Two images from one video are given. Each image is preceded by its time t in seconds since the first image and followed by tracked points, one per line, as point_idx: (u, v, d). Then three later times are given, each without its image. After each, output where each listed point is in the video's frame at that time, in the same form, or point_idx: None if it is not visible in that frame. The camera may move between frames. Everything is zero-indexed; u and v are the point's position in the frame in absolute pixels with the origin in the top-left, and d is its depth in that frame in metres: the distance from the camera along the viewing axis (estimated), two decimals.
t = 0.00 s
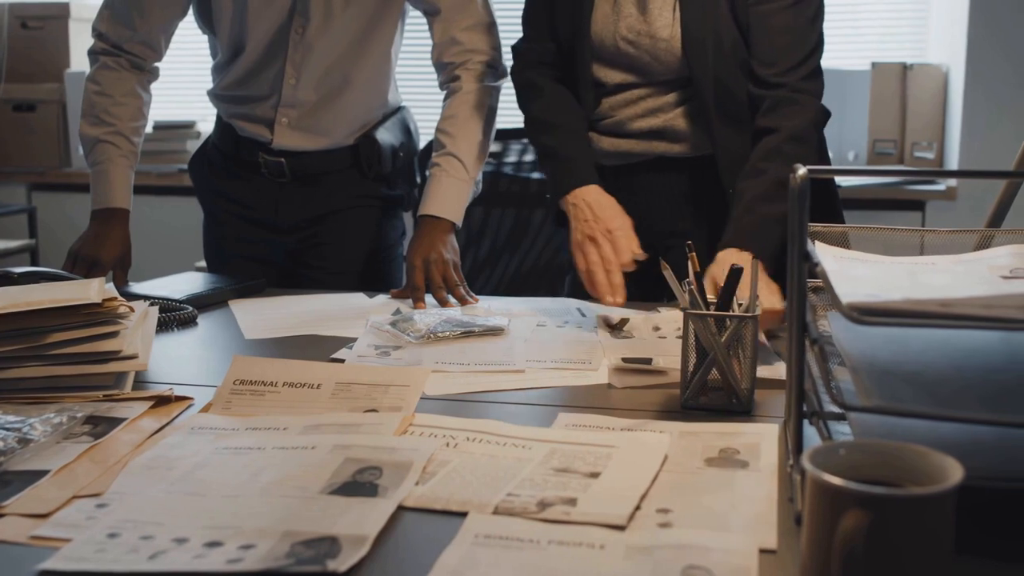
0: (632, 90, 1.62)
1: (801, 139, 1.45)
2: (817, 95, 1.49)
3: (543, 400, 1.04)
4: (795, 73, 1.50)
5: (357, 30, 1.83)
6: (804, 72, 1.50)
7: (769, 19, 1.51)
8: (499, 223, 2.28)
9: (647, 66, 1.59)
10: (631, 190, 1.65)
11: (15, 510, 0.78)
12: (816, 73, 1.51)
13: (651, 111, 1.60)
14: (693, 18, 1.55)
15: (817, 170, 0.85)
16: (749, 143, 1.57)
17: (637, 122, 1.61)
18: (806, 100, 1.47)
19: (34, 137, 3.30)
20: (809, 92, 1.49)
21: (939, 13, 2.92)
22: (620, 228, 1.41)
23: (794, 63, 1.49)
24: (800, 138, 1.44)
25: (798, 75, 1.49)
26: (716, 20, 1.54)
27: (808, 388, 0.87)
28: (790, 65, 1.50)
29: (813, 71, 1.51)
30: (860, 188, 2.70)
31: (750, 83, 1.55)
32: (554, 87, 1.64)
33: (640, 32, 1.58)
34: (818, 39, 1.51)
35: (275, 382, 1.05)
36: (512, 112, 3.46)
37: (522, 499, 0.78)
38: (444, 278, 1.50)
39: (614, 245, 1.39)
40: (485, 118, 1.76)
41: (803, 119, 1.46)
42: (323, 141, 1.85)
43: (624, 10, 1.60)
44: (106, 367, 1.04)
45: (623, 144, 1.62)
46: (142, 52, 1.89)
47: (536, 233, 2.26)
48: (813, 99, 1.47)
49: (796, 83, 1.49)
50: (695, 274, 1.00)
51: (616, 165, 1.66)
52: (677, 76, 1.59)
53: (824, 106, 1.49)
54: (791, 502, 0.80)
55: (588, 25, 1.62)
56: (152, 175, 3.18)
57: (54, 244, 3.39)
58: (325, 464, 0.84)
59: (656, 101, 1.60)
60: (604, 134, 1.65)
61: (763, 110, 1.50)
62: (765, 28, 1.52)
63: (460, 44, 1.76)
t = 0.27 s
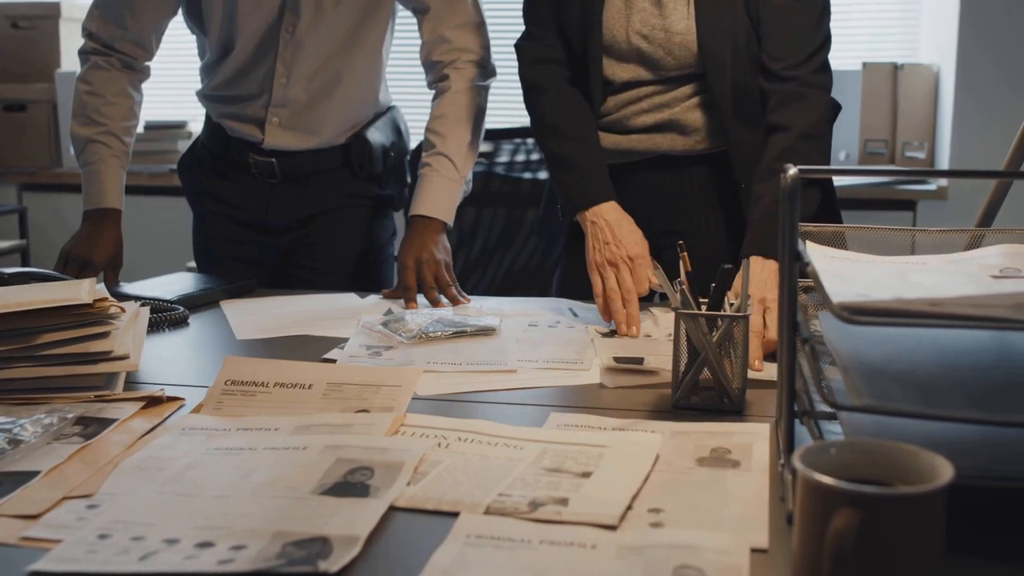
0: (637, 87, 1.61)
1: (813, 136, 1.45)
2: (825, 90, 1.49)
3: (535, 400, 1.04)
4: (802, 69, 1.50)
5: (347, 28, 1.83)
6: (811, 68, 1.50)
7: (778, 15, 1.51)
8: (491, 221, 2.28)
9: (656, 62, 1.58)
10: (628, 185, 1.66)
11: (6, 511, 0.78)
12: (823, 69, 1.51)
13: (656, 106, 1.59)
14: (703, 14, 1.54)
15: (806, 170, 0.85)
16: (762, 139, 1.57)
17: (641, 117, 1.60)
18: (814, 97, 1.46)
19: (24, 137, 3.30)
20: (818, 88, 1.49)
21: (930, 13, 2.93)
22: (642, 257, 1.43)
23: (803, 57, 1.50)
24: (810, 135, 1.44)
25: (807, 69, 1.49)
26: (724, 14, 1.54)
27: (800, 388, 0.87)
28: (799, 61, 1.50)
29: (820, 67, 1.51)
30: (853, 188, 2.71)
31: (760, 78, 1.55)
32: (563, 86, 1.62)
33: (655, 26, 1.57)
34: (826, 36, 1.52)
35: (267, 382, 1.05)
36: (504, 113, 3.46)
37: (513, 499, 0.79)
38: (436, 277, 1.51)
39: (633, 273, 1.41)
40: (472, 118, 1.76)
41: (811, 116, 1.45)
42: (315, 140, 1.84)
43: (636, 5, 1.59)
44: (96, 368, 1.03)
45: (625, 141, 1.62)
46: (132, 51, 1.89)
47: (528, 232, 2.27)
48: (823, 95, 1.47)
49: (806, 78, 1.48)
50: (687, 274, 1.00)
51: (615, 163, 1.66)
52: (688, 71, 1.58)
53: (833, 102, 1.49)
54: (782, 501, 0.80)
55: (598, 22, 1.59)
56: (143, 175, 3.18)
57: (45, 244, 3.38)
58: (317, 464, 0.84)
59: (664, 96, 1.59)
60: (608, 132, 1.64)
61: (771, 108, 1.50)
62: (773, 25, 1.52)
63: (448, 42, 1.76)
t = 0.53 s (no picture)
0: (635, 86, 1.61)
1: (808, 137, 1.45)
2: (819, 91, 1.49)
3: (529, 400, 1.04)
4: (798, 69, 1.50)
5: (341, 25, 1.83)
6: (808, 68, 1.50)
7: (775, 16, 1.52)
8: (485, 222, 2.28)
9: (653, 60, 1.58)
10: (622, 184, 1.67)
11: None
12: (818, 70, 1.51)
13: (654, 106, 1.59)
14: (701, 13, 1.54)
15: (800, 170, 0.85)
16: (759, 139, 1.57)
17: (638, 117, 1.60)
18: (807, 98, 1.46)
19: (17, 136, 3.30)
20: (812, 89, 1.49)
21: (923, 14, 2.94)
22: (636, 258, 1.42)
23: (800, 57, 1.50)
24: (806, 135, 1.45)
25: (804, 69, 1.49)
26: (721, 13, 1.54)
27: (792, 387, 0.87)
28: (794, 61, 1.50)
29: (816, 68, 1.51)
30: (847, 187, 2.71)
31: (757, 78, 1.55)
32: (561, 86, 1.62)
33: (653, 26, 1.57)
34: (823, 37, 1.51)
35: (261, 382, 1.05)
36: (498, 113, 3.46)
37: (507, 499, 0.79)
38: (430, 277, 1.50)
39: (627, 274, 1.41)
40: (466, 117, 1.76)
41: (807, 117, 1.46)
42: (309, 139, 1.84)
43: (634, 5, 1.59)
44: (91, 368, 1.03)
45: (622, 140, 1.62)
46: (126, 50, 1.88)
47: (522, 233, 2.26)
48: (818, 95, 1.48)
49: (802, 78, 1.49)
50: (682, 274, 1.00)
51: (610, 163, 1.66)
52: (685, 71, 1.58)
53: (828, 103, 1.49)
54: (775, 501, 0.80)
55: (597, 22, 1.59)
56: (137, 175, 3.18)
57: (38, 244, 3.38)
58: (310, 465, 0.84)
59: (662, 96, 1.59)
60: (605, 131, 1.64)
61: (766, 108, 1.50)
62: (771, 26, 1.52)
63: (440, 40, 1.76)
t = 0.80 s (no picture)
0: (627, 86, 1.61)
1: (798, 136, 1.45)
2: (808, 90, 1.50)
3: (520, 400, 1.04)
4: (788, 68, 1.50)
5: (329, 21, 1.82)
6: (798, 68, 1.50)
7: (766, 16, 1.52)
8: (476, 222, 2.28)
9: (644, 60, 1.58)
10: (613, 182, 1.67)
11: None
12: (808, 70, 1.52)
13: (646, 105, 1.59)
14: (691, 12, 1.55)
15: (790, 170, 0.85)
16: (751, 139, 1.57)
17: (630, 116, 1.60)
18: (798, 98, 1.47)
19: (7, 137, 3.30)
20: (802, 88, 1.49)
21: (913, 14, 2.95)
22: (625, 257, 1.42)
23: (791, 57, 1.50)
24: (796, 134, 1.45)
25: (795, 69, 1.50)
26: (712, 13, 1.54)
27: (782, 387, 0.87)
28: (785, 61, 1.50)
29: (806, 68, 1.51)
30: (838, 186, 2.72)
31: (749, 78, 1.55)
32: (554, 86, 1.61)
33: (644, 27, 1.57)
34: (813, 36, 1.52)
35: (251, 383, 1.04)
36: (489, 113, 3.46)
37: (498, 499, 0.78)
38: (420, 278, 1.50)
39: (616, 272, 1.41)
40: (455, 116, 1.75)
41: (798, 117, 1.46)
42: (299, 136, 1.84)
43: (626, 5, 1.59)
44: (81, 369, 1.03)
45: (613, 140, 1.62)
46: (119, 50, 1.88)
47: (514, 232, 2.26)
48: (808, 95, 1.48)
49: (792, 78, 1.49)
50: (672, 273, 1.00)
51: (602, 162, 1.66)
52: (677, 71, 1.59)
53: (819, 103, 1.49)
54: (766, 500, 0.80)
55: (591, 22, 1.59)
56: (127, 175, 3.17)
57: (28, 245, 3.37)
58: (300, 466, 0.84)
59: (654, 96, 1.60)
60: (597, 131, 1.65)
61: (757, 108, 1.50)
62: (761, 26, 1.52)
63: (426, 37, 1.76)
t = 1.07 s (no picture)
0: (619, 85, 1.61)
1: (790, 136, 1.45)
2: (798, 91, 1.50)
3: (511, 400, 1.04)
4: (779, 70, 1.51)
5: (325, 20, 1.82)
6: (789, 70, 1.51)
7: (758, 17, 1.52)
8: (467, 221, 2.28)
9: (636, 59, 1.58)
10: (605, 181, 1.66)
11: None
12: (799, 70, 1.52)
13: (638, 105, 1.59)
14: (683, 12, 1.55)
15: (780, 170, 0.85)
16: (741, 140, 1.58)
17: (622, 116, 1.61)
18: (787, 99, 1.48)
19: None
20: (793, 89, 1.50)
21: (903, 15, 2.96)
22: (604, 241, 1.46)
23: (782, 59, 1.51)
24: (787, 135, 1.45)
25: (786, 71, 1.50)
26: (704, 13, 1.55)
27: (772, 386, 0.87)
28: (777, 62, 1.51)
29: (797, 69, 1.52)
30: (829, 186, 2.72)
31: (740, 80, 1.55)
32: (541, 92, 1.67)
33: (632, 26, 1.58)
34: (803, 37, 1.53)
35: (242, 383, 1.04)
36: (480, 114, 3.47)
37: (489, 499, 0.79)
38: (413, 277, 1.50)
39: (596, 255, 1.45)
40: (449, 117, 1.75)
41: (789, 117, 1.46)
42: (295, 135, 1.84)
43: (613, 5, 1.60)
44: (71, 369, 1.03)
45: (605, 140, 1.63)
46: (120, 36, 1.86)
47: (505, 233, 2.27)
48: (799, 96, 1.49)
49: (783, 78, 1.50)
50: (663, 272, 1.00)
51: (594, 162, 1.67)
52: (668, 71, 1.59)
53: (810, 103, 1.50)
54: (756, 499, 0.80)
55: (578, 23, 1.61)
56: (118, 175, 3.17)
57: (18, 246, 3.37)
58: (291, 466, 0.83)
59: (645, 95, 1.59)
60: (588, 131, 1.65)
61: (748, 109, 1.51)
62: (753, 28, 1.53)
63: (421, 39, 1.77)
